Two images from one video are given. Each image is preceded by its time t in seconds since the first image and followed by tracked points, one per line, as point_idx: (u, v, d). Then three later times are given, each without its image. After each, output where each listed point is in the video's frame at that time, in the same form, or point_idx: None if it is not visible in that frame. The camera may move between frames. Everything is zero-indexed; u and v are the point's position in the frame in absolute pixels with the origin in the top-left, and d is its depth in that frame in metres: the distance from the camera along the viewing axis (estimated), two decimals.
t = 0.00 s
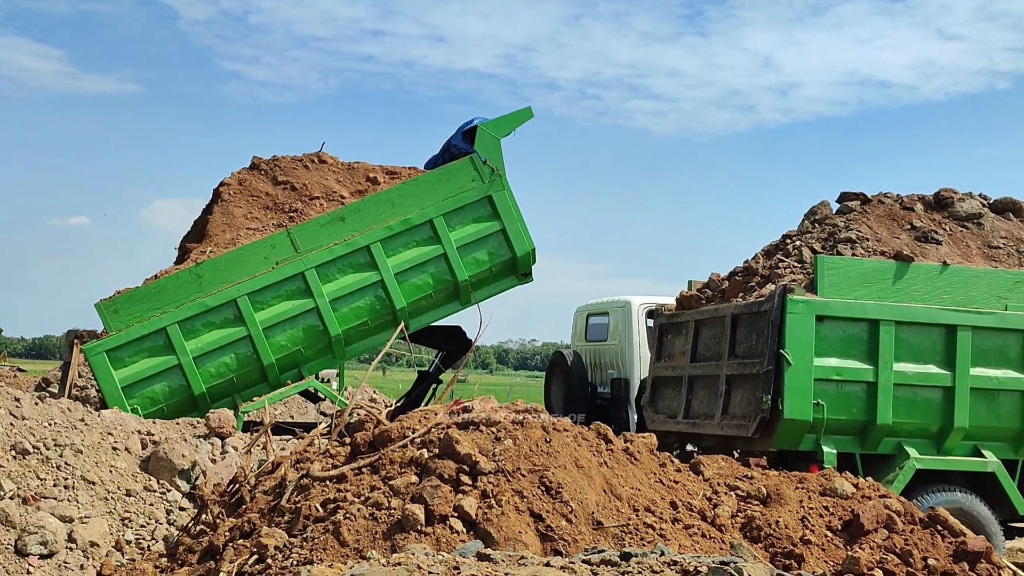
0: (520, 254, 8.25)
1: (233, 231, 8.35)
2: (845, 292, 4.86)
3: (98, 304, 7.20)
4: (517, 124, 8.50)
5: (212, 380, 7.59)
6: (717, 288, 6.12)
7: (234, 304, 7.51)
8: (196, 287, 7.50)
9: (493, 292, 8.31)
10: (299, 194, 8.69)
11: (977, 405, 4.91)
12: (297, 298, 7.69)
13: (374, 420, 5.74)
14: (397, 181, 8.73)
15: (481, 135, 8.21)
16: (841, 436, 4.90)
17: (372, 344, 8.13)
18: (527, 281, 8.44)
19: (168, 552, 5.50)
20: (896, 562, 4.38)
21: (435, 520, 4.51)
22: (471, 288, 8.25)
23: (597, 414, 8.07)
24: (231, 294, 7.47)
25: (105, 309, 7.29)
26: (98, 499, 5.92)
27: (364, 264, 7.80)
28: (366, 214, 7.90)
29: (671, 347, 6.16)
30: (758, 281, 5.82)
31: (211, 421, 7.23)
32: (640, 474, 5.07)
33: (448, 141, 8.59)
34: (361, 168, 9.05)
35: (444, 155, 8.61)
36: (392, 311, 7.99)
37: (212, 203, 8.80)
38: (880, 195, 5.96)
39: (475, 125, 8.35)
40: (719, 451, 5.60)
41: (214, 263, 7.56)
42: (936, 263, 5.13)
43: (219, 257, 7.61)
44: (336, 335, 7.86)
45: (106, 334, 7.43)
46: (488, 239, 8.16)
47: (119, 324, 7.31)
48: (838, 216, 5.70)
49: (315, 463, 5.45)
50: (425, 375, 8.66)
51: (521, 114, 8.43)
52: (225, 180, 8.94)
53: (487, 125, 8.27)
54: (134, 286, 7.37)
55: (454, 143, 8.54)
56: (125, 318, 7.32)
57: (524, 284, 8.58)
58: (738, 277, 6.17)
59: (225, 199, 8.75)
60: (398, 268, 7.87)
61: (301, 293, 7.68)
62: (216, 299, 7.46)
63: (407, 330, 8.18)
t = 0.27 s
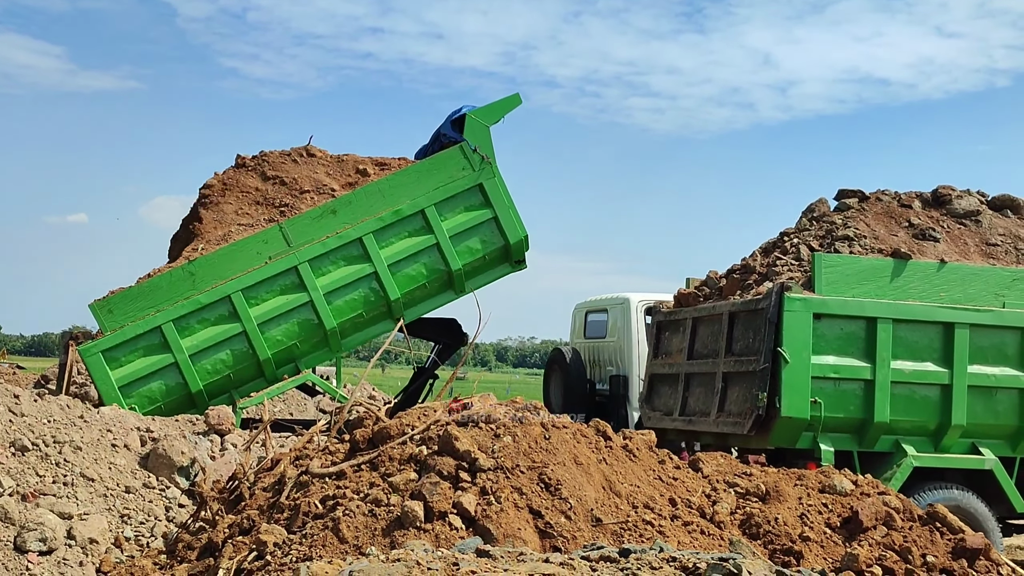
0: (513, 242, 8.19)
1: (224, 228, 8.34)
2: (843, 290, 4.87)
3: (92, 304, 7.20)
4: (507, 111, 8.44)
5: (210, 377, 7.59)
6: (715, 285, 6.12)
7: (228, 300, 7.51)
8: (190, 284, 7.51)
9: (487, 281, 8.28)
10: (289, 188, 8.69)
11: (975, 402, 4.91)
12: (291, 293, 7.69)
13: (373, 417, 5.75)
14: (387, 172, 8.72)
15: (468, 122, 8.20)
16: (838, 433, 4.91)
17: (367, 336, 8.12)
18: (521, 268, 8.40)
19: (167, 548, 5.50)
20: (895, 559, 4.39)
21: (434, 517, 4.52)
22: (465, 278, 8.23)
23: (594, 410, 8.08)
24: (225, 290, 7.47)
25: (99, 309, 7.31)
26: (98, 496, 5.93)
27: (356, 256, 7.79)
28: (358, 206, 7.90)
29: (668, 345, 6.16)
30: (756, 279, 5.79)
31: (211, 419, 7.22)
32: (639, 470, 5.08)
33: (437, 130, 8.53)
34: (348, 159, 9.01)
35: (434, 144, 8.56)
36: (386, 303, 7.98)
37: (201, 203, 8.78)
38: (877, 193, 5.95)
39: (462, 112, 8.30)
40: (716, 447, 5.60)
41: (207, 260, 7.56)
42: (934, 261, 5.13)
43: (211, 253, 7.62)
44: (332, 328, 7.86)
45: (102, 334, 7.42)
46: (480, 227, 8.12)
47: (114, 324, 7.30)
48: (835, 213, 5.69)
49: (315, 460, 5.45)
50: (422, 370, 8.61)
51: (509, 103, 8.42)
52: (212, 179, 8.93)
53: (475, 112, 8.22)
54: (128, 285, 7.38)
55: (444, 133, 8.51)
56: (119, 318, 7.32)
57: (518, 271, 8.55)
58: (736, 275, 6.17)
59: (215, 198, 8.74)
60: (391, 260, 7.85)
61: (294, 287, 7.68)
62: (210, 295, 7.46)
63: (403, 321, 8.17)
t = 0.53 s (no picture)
0: (506, 234, 8.17)
1: (217, 230, 8.24)
2: (844, 292, 4.86)
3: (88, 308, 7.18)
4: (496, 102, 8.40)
5: (208, 378, 7.59)
6: (715, 287, 6.12)
7: (223, 301, 7.48)
8: (185, 286, 7.46)
9: (481, 274, 8.27)
10: (280, 187, 8.58)
11: (977, 404, 4.90)
12: (286, 292, 7.66)
13: (373, 418, 5.74)
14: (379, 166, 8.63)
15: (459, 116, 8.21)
16: (839, 435, 4.91)
17: (364, 332, 8.12)
18: (515, 260, 8.39)
19: (167, 550, 5.50)
20: (895, 561, 4.39)
21: (434, 519, 4.51)
22: (460, 272, 8.23)
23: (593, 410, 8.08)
24: (220, 291, 7.45)
25: (95, 313, 7.31)
26: (97, 497, 5.92)
27: (351, 253, 7.77)
28: (351, 202, 7.81)
29: (668, 346, 6.16)
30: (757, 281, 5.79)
31: (211, 420, 7.22)
32: (639, 472, 5.07)
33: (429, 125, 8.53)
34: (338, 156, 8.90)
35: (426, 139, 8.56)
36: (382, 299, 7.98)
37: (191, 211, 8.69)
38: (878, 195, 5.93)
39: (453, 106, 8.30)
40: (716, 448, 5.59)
41: (201, 260, 7.49)
42: (935, 263, 5.11)
43: (205, 254, 7.55)
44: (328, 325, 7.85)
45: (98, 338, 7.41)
46: (474, 221, 8.11)
47: (110, 328, 7.29)
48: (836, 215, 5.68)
49: (315, 461, 5.45)
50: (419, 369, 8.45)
51: (498, 96, 8.39)
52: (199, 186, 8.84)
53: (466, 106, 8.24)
54: (123, 289, 7.34)
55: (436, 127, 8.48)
56: (115, 322, 7.31)
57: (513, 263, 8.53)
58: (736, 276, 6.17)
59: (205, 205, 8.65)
60: (386, 256, 7.84)
61: (290, 286, 7.66)
62: (205, 296, 7.42)
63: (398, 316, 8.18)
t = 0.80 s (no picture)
0: (500, 232, 8.17)
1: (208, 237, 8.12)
2: (842, 297, 4.86)
3: (84, 316, 7.17)
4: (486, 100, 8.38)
5: (206, 383, 7.59)
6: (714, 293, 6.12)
7: (219, 305, 7.48)
8: (180, 291, 7.43)
9: (476, 272, 8.28)
10: (270, 190, 8.45)
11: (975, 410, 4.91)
12: (282, 294, 7.67)
13: (373, 424, 5.75)
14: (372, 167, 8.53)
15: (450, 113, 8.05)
16: (837, 440, 4.92)
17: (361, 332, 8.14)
18: (509, 257, 8.38)
19: (165, 555, 5.50)
20: (894, 566, 4.39)
21: (434, 524, 4.51)
22: (455, 270, 8.24)
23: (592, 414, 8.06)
24: (217, 295, 7.45)
25: (92, 320, 7.28)
26: (96, 502, 5.92)
27: (346, 254, 7.78)
28: (345, 203, 7.79)
29: (665, 351, 6.16)
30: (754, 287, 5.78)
31: (210, 425, 7.22)
32: (638, 478, 5.08)
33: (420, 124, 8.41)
34: (328, 158, 8.78)
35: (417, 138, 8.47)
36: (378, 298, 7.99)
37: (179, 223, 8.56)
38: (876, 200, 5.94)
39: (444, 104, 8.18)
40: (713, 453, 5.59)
41: (196, 265, 7.48)
42: (933, 268, 5.12)
43: (200, 258, 7.54)
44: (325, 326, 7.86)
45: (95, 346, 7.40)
46: (467, 219, 8.11)
47: (106, 335, 7.29)
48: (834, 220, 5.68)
49: (314, 466, 5.45)
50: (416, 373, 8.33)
51: (488, 94, 8.35)
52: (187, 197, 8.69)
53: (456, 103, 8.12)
54: (118, 295, 7.33)
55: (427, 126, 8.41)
56: (112, 329, 7.30)
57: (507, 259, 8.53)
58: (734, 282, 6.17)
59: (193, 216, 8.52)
60: (381, 255, 7.85)
61: (286, 288, 7.67)
62: (201, 301, 7.42)
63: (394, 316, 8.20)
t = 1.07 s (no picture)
0: (495, 231, 8.30)
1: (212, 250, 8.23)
2: (830, 304, 5.04)
3: (95, 325, 7.35)
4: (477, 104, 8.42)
5: (214, 387, 7.78)
6: (706, 299, 6.30)
7: (225, 311, 7.67)
8: (187, 299, 7.62)
9: (473, 271, 8.43)
10: (270, 198, 8.55)
11: (959, 411, 5.07)
12: (286, 298, 7.85)
13: (377, 426, 5.94)
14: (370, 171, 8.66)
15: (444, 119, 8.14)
16: (825, 442, 5.09)
17: (363, 333, 8.32)
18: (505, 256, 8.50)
19: (177, 553, 5.69)
20: (881, 564, 4.56)
21: (436, 522, 4.69)
22: (453, 269, 8.39)
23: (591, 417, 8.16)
24: (222, 302, 7.64)
25: (101, 329, 7.45)
26: (110, 502, 6.12)
27: (346, 258, 7.95)
28: (344, 209, 7.97)
29: (658, 355, 6.34)
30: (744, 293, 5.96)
31: (219, 427, 7.43)
32: (633, 478, 5.25)
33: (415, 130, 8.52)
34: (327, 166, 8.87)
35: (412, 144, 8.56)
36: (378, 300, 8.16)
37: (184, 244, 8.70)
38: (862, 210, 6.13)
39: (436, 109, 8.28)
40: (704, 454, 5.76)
41: (202, 273, 7.67)
42: (917, 276, 5.29)
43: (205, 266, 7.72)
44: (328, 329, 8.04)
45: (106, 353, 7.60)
46: (464, 220, 8.26)
47: (117, 343, 7.47)
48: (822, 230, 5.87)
49: (320, 467, 5.64)
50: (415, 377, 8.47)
51: (478, 96, 8.42)
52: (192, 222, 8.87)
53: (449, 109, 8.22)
54: (127, 305, 7.51)
55: (420, 131, 8.53)
56: (122, 337, 7.49)
57: (504, 258, 8.67)
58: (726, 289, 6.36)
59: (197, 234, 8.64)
60: (380, 258, 8.02)
61: (289, 293, 7.85)
62: (207, 308, 7.61)
63: (395, 316, 8.37)
